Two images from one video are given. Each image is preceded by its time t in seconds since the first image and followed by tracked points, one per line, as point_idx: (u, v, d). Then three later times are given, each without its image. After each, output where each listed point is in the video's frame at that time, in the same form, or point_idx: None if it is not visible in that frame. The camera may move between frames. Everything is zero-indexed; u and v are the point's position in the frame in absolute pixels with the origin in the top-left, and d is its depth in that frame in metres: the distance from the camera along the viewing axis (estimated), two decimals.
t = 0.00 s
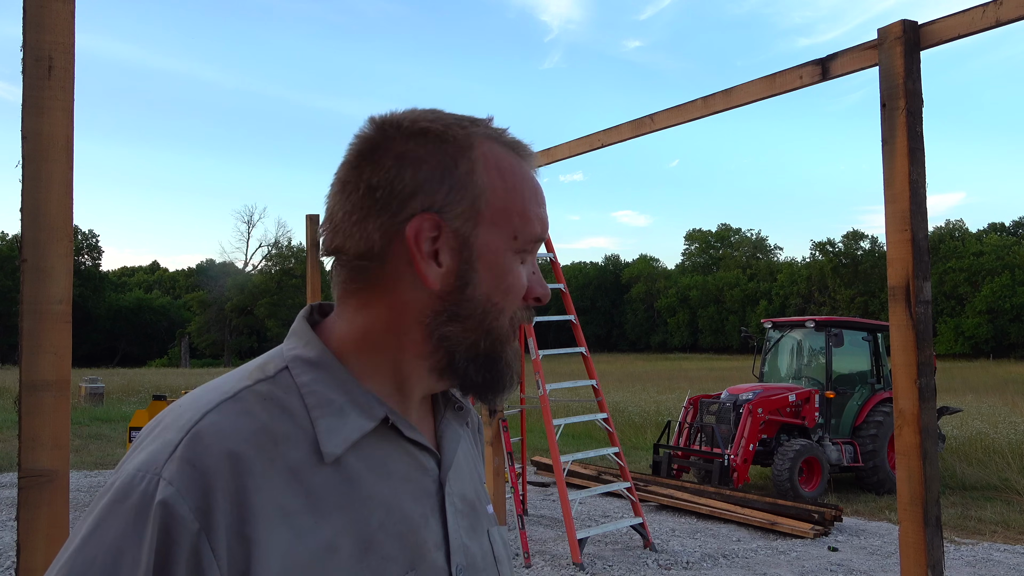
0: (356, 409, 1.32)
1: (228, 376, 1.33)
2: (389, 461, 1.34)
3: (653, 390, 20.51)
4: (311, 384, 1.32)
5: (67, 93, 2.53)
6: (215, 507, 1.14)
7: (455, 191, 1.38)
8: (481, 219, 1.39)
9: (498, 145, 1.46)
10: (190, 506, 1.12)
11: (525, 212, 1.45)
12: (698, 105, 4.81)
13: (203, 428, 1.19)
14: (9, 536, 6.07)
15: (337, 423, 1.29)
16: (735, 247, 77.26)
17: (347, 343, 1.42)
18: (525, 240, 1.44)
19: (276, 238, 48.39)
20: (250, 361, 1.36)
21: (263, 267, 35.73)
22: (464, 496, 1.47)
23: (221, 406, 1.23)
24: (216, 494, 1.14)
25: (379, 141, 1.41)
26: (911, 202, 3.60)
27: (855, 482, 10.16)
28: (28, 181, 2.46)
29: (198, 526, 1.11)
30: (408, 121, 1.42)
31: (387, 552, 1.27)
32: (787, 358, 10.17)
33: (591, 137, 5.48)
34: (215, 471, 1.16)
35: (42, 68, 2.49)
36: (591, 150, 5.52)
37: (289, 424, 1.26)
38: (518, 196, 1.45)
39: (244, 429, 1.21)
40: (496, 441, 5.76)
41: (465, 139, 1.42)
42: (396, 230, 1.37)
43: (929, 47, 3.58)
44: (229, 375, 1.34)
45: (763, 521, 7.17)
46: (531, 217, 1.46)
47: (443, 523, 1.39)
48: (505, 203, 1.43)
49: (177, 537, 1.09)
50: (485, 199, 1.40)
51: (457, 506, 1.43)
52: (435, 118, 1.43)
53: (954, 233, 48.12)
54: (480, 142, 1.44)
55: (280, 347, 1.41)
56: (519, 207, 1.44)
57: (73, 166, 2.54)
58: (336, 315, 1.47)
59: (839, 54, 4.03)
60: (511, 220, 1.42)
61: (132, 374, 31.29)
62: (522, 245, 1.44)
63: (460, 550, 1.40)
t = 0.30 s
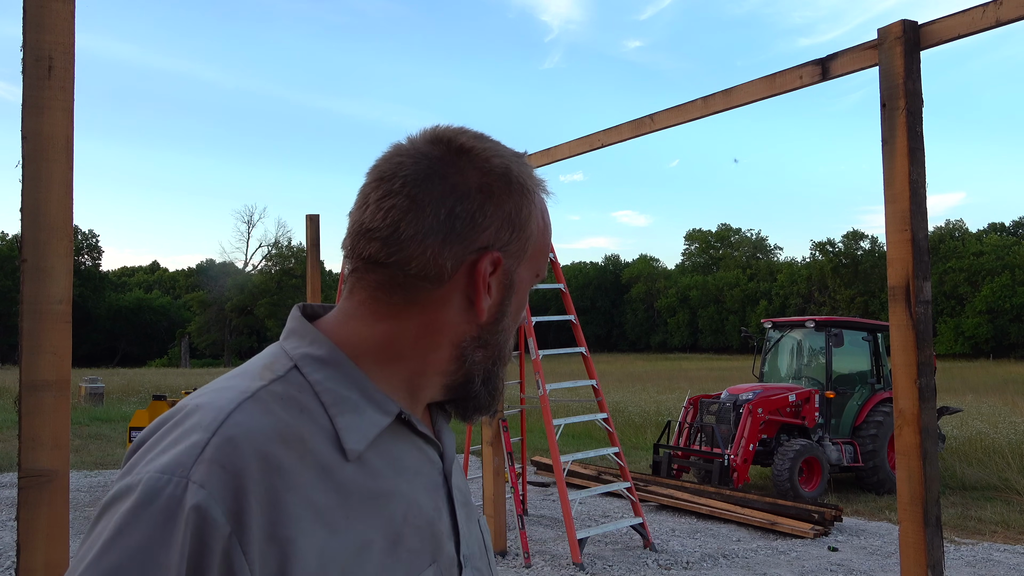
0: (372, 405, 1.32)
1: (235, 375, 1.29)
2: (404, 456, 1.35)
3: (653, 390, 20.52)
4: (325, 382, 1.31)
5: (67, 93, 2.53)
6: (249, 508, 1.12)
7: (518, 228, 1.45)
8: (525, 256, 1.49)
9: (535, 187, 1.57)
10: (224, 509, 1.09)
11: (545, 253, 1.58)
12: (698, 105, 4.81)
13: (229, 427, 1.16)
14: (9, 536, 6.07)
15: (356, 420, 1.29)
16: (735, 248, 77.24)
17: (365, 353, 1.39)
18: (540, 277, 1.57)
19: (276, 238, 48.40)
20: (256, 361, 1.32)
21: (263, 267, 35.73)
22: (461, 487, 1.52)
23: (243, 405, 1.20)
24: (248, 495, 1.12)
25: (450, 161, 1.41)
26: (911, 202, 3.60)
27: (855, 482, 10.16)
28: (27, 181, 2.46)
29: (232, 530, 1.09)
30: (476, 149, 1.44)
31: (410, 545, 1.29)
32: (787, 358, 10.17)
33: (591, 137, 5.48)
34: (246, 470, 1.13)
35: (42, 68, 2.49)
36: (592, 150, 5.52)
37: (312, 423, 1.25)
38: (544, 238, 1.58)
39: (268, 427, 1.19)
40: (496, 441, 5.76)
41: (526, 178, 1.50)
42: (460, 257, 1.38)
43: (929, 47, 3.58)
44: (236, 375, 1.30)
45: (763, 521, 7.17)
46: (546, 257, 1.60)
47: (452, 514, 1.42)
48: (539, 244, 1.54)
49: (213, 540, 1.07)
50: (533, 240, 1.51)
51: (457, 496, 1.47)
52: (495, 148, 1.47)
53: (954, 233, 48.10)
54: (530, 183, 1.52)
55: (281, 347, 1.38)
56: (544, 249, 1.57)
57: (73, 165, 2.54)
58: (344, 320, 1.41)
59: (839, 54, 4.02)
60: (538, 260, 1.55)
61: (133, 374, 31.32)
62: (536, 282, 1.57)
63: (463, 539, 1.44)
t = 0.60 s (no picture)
0: (367, 405, 1.33)
1: (228, 377, 1.28)
2: (399, 457, 1.36)
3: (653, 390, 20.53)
4: (320, 383, 1.31)
5: (67, 93, 2.53)
6: (257, 510, 1.12)
7: (513, 229, 1.45)
8: (519, 258, 1.49)
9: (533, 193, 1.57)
10: (233, 512, 1.10)
11: (540, 258, 1.58)
12: (698, 105, 4.81)
13: (232, 430, 1.16)
14: (9, 536, 6.07)
15: (354, 421, 1.29)
16: (735, 248, 77.26)
17: (354, 350, 1.38)
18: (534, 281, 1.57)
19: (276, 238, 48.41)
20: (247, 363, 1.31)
21: (263, 267, 35.73)
22: (450, 485, 1.54)
23: (244, 407, 1.19)
24: (255, 499, 1.12)
25: (448, 160, 1.41)
26: (911, 202, 3.60)
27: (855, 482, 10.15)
28: (27, 181, 2.46)
29: (242, 533, 1.09)
30: (476, 151, 1.45)
31: (408, 545, 1.30)
32: (787, 358, 10.17)
33: (591, 137, 5.48)
34: (252, 473, 1.13)
35: (42, 68, 2.49)
36: (591, 150, 5.52)
37: (310, 425, 1.25)
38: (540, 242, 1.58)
39: (269, 429, 1.19)
40: (496, 441, 5.77)
41: (523, 182, 1.51)
42: (454, 255, 1.37)
43: (929, 47, 3.58)
44: (229, 377, 1.28)
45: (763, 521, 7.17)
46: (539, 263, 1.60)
47: (443, 512, 1.45)
48: (535, 248, 1.55)
49: (225, 543, 1.07)
50: (528, 242, 1.51)
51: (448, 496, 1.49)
52: (493, 150, 1.48)
53: (954, 233, 48.11)
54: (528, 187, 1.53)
55: (270, 348, 1.36)
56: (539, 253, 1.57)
57: (73, 165, 2.54)
58: (334, 317, 1.40)
59: (839, 54, 4.02)
60: (532, 264, 1.55)
61: (133, 374, 31.33)
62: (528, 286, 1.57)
63: (455, 538, 1.46)
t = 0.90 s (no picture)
0: (349, 413, 1.32)
1: (210, 385, 1.30)
2: (383, 463, 1.35)
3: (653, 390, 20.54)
4: (301, 391, 1.31)
5: (67, 93, 2.53)
6: (224, 521, 1.13)
7: (484, 221, 1.38)
8: (500, 252, 1.40)
9: (526, 182, 1.48)
10: (199, 523, 1.11)
11: (538, 252, 1.47)
12: (699, 105, 4.81)
13: (204, 440, 1.17)
14: (9, 536, 6.07)
15: (334, 429, 1.28)
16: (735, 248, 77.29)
17: (334, 353, 1.39)
18: (529, 277, 1.46)
19: (276, 238, 48.37)
20: (233, 368, 1.32)
21: (263, 267, 35.71)
22: (446, 488, 1.52)
23: (218, 416, 1.20)
24: (222, 509, 1.13)
25: (412, 155, 1.41)
26: (911, 202, 3.60)
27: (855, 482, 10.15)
28: (28, 181, 2.46)
29: (208, 544, 1.11)
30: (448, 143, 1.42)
31: (389, 553, 1.30)
32: (787, 358, 10.18)
33: (591, 137, 5.48)
34: (220, 484, 1.14)
35: (42, 68, 2.49)
36: (591, 150, 5.52)
37: (287, 434, 1.25)
38: (538, 235, 1.47)
39: (242, 439, 1.20)
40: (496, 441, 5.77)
41: (502, 172, 1.44)
42: (411, 246, 1.36)
43: (929, 47, 3.58)
44: (212, 384, 1.30)
45: (763, 521, 7.17)
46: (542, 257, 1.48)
47: (434, 518, 1.43)
48: (525, 239, 1.44)
49: (190, 553, 1.09)
50: (510, 233, 1.42)
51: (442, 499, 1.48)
52: (469, 143, 1.44)
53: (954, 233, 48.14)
54: (512, 177, 1.45)
55: (259, 352, 1.38)
56: (535, 247, 1.46)
57: (73, 166, 2.54)
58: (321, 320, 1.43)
59: (839, 54, 4.03)
60: (524, 258, 1.44)
61: (132, 374, 31.34)
62: (525, 282, 1.46)
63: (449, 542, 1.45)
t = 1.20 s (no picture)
0: (324, 408, 1.34)
1: (204, 374, 1.37)
2: (358, 463, 1.34)
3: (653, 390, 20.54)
4: (282, 384, 1.35)
5: (67, 93, 2.53)
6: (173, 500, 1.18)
7: (325, 192, 1.42)
8: (335, 217, 1.39)
9: (373, 130, 1.41)
10: (148, 499, 1.16)
11: (377, 202, 1.37)
12: (699, 105, 4.81)
13: (170, 420, 1.23)
14: (9, 536, 6.06)
15: (302, 423, 1.31)
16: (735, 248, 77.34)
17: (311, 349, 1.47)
18: (370, 232, 1.36)
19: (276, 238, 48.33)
20: (230, 361, 1.40)
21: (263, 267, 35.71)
22: (445, 500, 1.47)
23: (190, 400, 1.26)
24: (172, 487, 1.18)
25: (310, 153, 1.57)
26: (911, 202, 3.60)
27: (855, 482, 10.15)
28: (27, 181, 2.46)
29: (156, 518, 1.16)
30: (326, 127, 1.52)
31: (350, 555, 1.27)
32: (787, 358, 10.18)
33: (591, 137, 5.48)
34: (175, 463, 1.19)
35: (42, 68, 2.49)
36: (591, 150, 5.52)
37: (255, 423, 1.29)
38: (378, 182, 1.38)
39: (208, 423, 1.25)
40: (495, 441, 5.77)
41: (342, 136, 1.44)
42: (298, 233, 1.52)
43: (929, 47, 3.58)
44: (208, 372, 1.37)
45: (763, 521, 7.17)
46: (385, 206, 1.37)
47: (417, 527, 1.38)
48: (359, 193, 1.37)
49: (134, 526, 1.14)
50: (338, 194, 1.39)
51: (435, 510, 1.43)
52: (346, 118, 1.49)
53: (954, 233, 48.13)
54: (354, 135, 1.42)
55: (262, 348, 1.46)
56: (373, 198, 1.37)
57: (73, 165, 2.54)
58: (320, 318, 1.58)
59: (839, 54, 4.03)
60: (355, 216, 1.36)
61: (132, 374, 31.32)
62: (372, 237, 1.37)
63: (437, 555, 1.39)
